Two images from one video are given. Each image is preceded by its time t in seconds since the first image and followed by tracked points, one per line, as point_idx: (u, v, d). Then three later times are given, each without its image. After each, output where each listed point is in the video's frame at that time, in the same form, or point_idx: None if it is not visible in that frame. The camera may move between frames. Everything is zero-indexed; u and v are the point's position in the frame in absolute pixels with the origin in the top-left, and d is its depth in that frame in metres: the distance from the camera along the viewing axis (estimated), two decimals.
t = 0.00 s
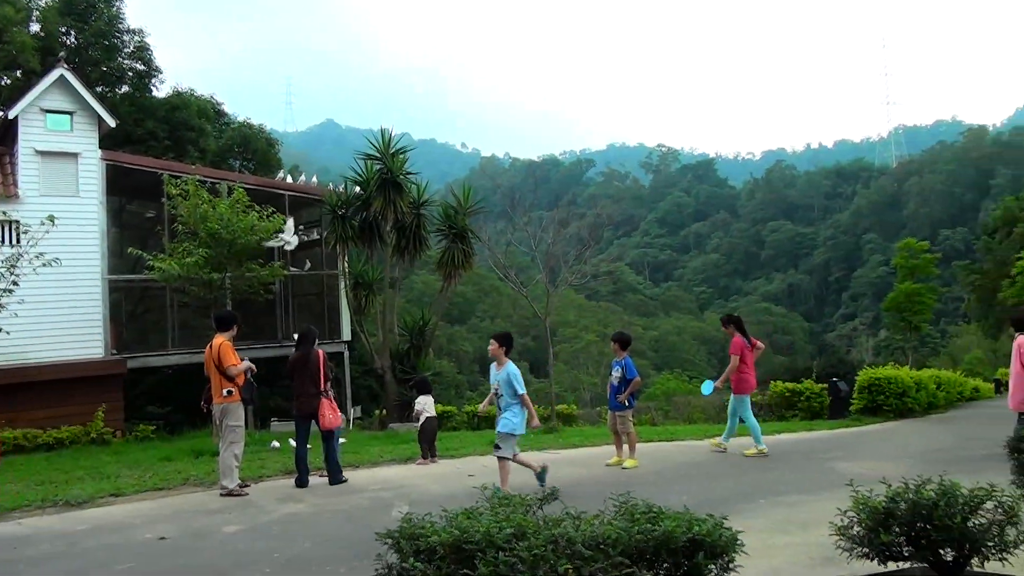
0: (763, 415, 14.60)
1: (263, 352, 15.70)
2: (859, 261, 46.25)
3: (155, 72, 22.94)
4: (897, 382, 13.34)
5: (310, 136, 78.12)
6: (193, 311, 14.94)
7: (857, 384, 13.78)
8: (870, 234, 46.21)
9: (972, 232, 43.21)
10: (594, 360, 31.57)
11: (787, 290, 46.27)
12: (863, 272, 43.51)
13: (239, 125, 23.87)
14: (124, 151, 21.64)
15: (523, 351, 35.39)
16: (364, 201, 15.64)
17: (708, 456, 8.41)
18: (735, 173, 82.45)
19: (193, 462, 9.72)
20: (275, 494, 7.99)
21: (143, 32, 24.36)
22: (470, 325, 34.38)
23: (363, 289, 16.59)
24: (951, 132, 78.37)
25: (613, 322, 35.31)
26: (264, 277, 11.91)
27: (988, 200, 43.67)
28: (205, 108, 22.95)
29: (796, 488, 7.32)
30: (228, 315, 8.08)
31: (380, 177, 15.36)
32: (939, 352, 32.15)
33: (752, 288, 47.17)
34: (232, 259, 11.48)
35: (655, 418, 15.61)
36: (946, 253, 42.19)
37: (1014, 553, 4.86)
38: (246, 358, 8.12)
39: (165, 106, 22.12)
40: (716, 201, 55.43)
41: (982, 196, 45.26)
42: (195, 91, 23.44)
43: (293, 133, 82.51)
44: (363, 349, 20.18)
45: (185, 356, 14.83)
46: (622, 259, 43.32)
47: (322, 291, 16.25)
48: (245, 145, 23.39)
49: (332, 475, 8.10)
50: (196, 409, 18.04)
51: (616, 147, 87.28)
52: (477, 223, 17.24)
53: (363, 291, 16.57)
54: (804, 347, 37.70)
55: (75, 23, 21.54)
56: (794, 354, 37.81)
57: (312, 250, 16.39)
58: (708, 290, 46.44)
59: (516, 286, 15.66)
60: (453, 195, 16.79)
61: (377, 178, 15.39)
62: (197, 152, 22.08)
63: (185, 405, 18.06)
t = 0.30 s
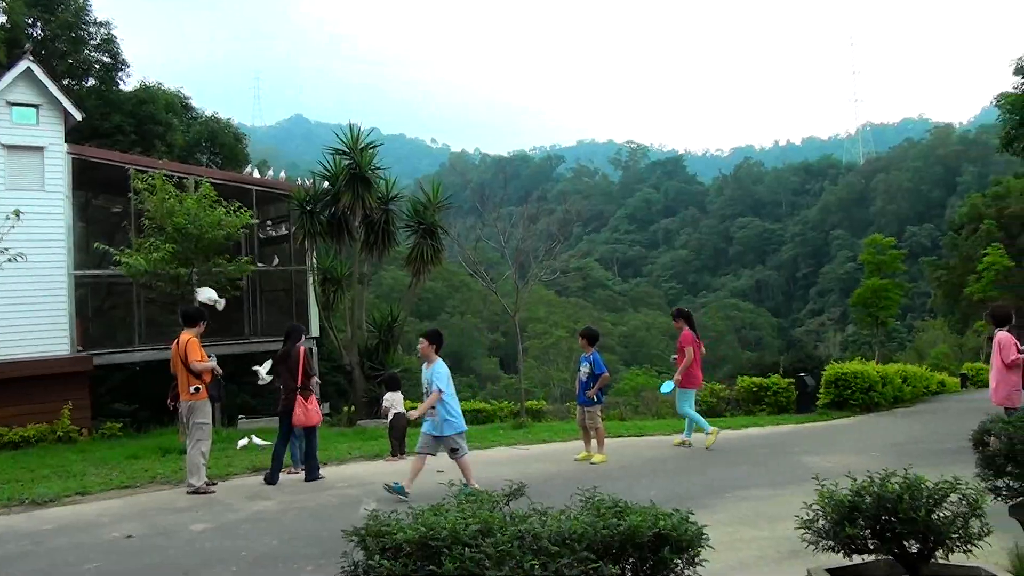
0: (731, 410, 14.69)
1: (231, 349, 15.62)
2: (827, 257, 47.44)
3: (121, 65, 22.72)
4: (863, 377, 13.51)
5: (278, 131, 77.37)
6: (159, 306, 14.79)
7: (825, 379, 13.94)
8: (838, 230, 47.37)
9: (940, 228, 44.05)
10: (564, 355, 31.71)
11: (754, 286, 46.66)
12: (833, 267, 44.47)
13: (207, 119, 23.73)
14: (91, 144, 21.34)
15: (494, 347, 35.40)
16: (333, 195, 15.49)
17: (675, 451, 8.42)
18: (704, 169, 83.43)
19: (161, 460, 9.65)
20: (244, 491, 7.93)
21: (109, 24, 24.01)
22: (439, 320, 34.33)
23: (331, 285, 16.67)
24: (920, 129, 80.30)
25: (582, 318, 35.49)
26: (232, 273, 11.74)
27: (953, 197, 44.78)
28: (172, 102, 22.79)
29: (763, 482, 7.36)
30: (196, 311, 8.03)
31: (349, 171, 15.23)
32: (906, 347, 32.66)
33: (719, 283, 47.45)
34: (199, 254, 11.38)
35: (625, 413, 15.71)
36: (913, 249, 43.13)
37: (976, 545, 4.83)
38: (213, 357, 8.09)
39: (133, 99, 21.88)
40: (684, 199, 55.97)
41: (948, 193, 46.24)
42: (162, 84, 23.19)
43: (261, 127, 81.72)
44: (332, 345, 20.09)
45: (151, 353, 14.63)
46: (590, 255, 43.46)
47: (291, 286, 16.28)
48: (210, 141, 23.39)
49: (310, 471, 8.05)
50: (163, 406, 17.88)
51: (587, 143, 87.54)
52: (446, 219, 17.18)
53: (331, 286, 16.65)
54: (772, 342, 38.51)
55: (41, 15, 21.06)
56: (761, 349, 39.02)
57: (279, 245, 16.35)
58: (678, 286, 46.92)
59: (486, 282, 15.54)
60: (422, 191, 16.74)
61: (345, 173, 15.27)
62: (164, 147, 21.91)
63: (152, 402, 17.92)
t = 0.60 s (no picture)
0: (699, 405, 14.80)
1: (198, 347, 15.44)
2: (794, 254, 48.90)
3: (88, 57, 22.40)
4: (830, 372, 13.67)
5: (246, 126, 76.65)
6: (127, 303, 14.78)
7: (792, 374, 14.07)
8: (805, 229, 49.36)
9: (907, 227, 44.93)
10: (534, 352, 31.86)
11: (723, 282, 48.27)
12: (800, 264, 45.93)
13: (175, 114, 23.63)
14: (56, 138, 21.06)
15: (464, 344, 35.44)
16: (302, 191, 15.42)
17: (643, 447, 8.42)
18: (674, 165, 85.03)
19: (128, 458, 9.53)
20: (212, 490, 7.86)
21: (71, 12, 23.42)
22: (409, 317, 34.28)
23: (299, 282, 16.54)
24: (886, 130, 82.72)
25: (553, 315, 35.71)
26: (198, 269, 11.73)
27: (920, 196, 45.82)
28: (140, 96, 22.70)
29: (729, 477, 7.41)
30: (165, 308, 8.01)
31: (318, 168, 15.08)
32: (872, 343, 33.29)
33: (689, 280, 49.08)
34: (166, 249, 11.26)
35: (595, 409, 15.79)
36: (880, 246, 44.10)
37: (940, 538, 4.78)
38: (179, 354, 8.13)
39: (100, 93, 21.67)
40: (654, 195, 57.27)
41: (913, 191, 47.51)
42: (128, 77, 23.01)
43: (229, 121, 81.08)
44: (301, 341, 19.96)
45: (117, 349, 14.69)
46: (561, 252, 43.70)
47: (259, 282, 16.17)
48: (178, 136, 23.34)
49: (277, 468, 8.04)
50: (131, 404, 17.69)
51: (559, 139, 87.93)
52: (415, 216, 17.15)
53: (299, 283, 16.53)
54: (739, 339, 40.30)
55: (6, 6, 20.38)
56: (729, 345, 40.42)
57: (246, 241, 16.14)
58: (646, 283, 48.27)
59: (456, 278, 15.55)
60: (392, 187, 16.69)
61: (314, 169, 15.10)
62: (131, 141, 21.78)
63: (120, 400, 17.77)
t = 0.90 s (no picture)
0: (671, 402, 14.89)
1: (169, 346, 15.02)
2: (765, 251, 49.84)
3: (58, 52, 21.77)
4: (800, 369, 13.80)
5: (218, 123, 75.98)
6: (96, 301, 14.92)
7: (763, 371, 14.15)
8: (776, 226, 50.13)
9: (877, 224, 45.62)
10: (508, 349, 31.93)
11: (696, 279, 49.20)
12: (771, 262, 46.79)
13: (145, 110, 23.47)
14: (24, 134, 20.77)
15: (437, 341, 35.41)
16: (272, 188, 15.40)
17: (616, 444, 8.46)
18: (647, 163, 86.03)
19: (98, 458, 9.46)
20: (182, 490, 7.81)
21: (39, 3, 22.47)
22: (382, 314, 34.18)
23: (271, 280, 16.70)
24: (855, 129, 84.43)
25: (526, 312, 35.82)
26: (169, 267, 11.73)
27: (890, 194, 46.55)
28: (110, 92, 22.62)
29: (700, 472, 7.48)
30: (139, 305, 7.90)
31: (289, 164, 15.08)
32: (843, 339, 33.68)
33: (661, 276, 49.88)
34: (137, 247, 11.18)
35: (567, 406, 15.84)
36: (851, 243, 44.67)
37: (908, 531, 4.79)
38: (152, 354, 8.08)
39: (68, 88, 21.41)
40: (625, 193, 58.84)
41: (884, 189, 48.18)
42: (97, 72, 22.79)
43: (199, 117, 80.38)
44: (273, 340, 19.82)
45: (86, 348, 14.63)
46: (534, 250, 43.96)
47: (230, 280, 16.09)
48: (148, 132, 23.11)
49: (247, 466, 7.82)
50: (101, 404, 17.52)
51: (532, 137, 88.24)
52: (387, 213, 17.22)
53: (271, 281, 16.68)
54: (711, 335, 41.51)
55: None
56: (701, 341, 41.47)
57: (217, 239, 16.05)
58: (617, 280, 49.19)
59: (428, 275, 15.56)
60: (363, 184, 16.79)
61: (285, 166, 15.10)
62: (101, 137, 21.63)
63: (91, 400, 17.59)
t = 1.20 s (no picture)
0: (644, 400, 14.96)
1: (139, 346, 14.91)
2: (737, 250, 50.42)
3: (28, 48, 21.17)
4: (772, 367, 13.93)
5: (190, 121, 75.34)
6: (68, 301, 14.72)
7: (735, 369, 14.27)
8: (749, 225, 50.76)
9: (849, 223, 46.15)
10: (482, 348, 31.97)
11: (670, 278, 49.64)
12: (743, 261, 47.43)
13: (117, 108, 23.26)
14: None
15: (411, 340, 35.37)
16: (245, 187, 15.34)
17: (590, 443, 8.49)
18: (621, 164, 86.81)
19: (68, 460, 9.40)
20: (154, 491, 7.76)
21: None
22: (356, 313, 34.08)
23: (243, 279, 16.61)
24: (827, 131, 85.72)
25: (501, 311, 35.91)
26: (140, 266, 11.69)
27: (863, 193, 47.10)
28: (81, 90, 22.46)
29: (671, 470, 7.53)
30: (112, 304, 7.77)
31: (262, 163, 15.04)
32: (815, 338, 34.05)
33: (635, 276, 50.46)
34: (108, 246, 11.12)
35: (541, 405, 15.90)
36: (823, 242, 45.05)
37: (881, 527, 4.80)
38: (124, 353, 7.96)
39: (40, 84, 21.12)
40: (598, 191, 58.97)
41: (856, 188, 48.87)
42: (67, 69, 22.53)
43: (171, 115, 79.65)
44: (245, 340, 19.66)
45: (59, 349, 14.46)
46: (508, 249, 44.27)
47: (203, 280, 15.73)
48: (120, 130, 22.87)
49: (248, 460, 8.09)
50: (72, 405, 17.33)
51: (508, 137, 88.38)
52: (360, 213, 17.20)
53: (243, 280, 16.59)
54: (684, 333, 42.00)
55: None
56: (675, 340, 41.87)
57: (190, 238, 15.97)
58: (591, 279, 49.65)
59: (402, 275, 15.58)
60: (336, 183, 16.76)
61: (257, 164, 15.05)
62: (72, 135, 21.43)
63: (61, 401, 17.40)
